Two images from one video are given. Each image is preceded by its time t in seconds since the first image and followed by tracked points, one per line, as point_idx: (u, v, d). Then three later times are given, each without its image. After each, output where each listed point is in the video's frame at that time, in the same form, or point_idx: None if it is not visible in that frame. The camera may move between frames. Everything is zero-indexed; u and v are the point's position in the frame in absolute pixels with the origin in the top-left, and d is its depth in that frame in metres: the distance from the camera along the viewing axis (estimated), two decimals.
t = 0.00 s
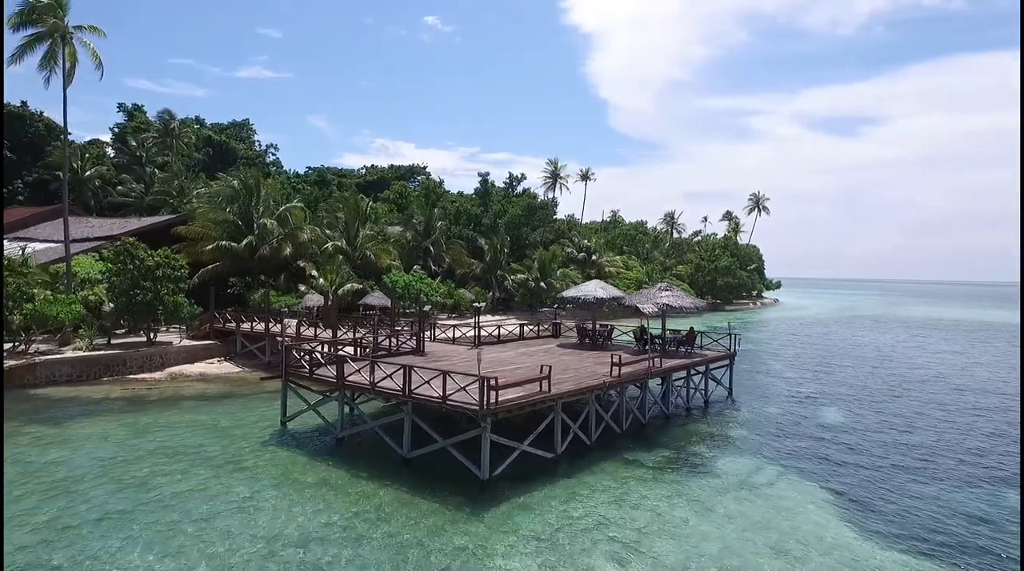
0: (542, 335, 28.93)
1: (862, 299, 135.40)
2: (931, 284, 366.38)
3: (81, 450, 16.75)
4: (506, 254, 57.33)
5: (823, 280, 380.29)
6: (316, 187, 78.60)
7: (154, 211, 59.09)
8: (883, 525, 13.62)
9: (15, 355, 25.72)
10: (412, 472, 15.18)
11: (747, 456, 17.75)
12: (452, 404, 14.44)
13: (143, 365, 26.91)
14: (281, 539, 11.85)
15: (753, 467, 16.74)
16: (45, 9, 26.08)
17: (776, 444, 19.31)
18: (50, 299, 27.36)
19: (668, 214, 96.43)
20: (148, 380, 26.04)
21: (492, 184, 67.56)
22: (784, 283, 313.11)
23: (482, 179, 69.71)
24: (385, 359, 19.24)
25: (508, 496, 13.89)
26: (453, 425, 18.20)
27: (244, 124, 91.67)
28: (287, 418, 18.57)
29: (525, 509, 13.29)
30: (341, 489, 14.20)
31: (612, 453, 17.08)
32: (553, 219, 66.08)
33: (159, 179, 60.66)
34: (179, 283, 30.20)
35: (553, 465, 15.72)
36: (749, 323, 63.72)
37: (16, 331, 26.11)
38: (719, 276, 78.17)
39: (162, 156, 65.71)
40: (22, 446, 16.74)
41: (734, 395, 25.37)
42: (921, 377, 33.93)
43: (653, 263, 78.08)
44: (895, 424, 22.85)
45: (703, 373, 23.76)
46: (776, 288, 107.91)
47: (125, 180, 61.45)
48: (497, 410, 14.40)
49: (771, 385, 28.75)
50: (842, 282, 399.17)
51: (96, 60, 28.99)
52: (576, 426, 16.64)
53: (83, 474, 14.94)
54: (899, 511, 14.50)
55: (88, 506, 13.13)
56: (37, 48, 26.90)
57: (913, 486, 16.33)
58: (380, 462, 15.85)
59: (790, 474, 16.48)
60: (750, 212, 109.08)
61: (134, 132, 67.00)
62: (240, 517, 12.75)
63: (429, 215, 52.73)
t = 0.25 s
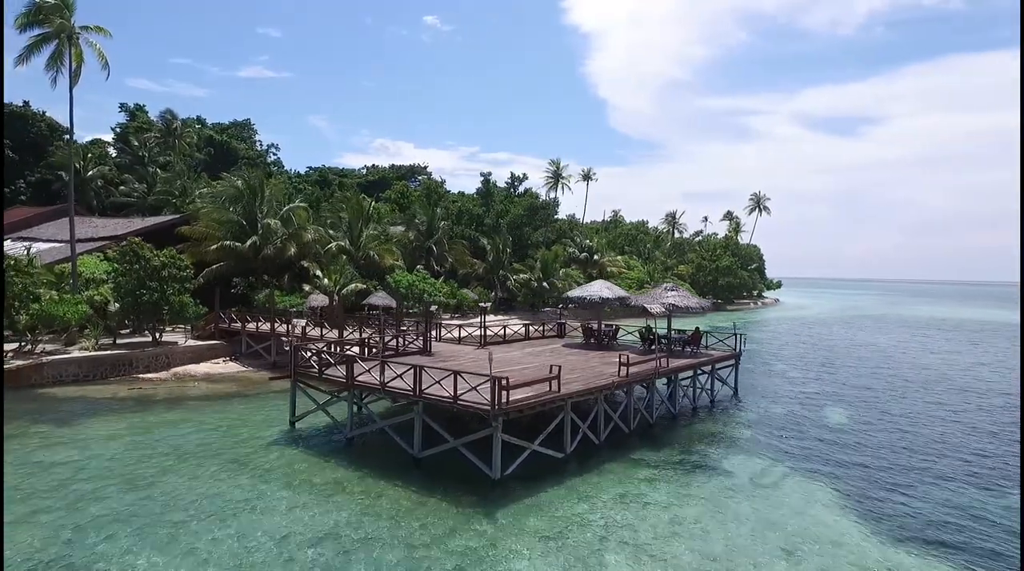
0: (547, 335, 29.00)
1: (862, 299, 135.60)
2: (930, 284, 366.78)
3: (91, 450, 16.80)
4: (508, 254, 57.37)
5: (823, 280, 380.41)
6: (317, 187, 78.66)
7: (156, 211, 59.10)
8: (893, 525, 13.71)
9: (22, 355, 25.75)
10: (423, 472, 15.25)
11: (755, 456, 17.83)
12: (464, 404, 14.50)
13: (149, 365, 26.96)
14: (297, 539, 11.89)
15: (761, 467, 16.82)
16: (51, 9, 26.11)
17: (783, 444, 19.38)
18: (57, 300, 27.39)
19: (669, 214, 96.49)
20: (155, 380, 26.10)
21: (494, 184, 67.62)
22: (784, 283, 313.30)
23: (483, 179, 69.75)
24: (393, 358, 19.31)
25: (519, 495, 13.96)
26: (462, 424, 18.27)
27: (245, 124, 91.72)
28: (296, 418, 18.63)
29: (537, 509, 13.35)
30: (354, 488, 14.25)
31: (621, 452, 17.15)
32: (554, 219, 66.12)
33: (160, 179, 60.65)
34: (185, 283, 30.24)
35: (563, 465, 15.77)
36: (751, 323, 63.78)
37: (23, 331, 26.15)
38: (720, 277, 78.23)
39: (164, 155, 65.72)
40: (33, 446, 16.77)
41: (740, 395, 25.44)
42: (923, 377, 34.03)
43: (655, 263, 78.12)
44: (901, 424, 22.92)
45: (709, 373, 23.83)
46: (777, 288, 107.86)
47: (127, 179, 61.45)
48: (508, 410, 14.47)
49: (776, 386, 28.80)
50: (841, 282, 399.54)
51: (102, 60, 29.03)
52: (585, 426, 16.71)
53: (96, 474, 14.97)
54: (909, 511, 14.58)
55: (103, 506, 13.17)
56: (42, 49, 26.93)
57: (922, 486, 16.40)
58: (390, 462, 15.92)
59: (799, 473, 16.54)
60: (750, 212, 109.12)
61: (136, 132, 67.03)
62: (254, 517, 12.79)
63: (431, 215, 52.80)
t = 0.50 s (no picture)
0: (553, 335, 29.06)
1: (862, 298, 135.74)
2: (930, 284, 367.00)
3: (104, 449, 16.84)
4: (512, 254, 57.39)
5: (823, 280, 380.40)
6: (320, 187, 78.71)
7: (159, 211, 59.11)
8: (906, 524, 13.79)
9: (30, 355, 25.80)
10: (436, 471, 15.31)
11: (765, 455, 17.89)
12: (478, 403, 14.57)
13: (157, 365, 27.03)
14: (314, 538, 11.94)
15: (771, 466, 16.89)
16: (59, 10, 26.18)
17: (793, 443, 19.44)
18: (65, 300, 27.44)
19: (671, 214, 96.50)
20: (163, 380, 26.18)
21: (496, 184, 67.66)
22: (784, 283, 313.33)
23: (486, 179, 69.76)
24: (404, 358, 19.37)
25: (533, 494, 14.03)
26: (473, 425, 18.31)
27: (247, 124, 91.77)
28: (306, 418, 18.69)
29: (552, 508, 13.40)
30: (368, 488, 14.30)
31: (632, 452, 17.22)
32: (557, 219, 66.14)
33: (163, 179, 60.62)
34: (192, 283, 30.30)
35: (575, 464, 15.82)
36: (753, 323, 63.80)
37: (31, 331, 26.20)
38: (722, 276, 78.28)
39: (166, 156, 65.72)
40: (45, 446, 16.80)
41: (747, 394, 25.49)
42: (928, 377, 34.10)
43: (657, 262, 78.15)
44: (909, 424, 22.97)
45: (717, 373, 23.89)
46: (778, 287, 107.74)
47: (129, 180, 61.45)
48: (522, 410, 14.54)
49: (782, 385, 28.83)
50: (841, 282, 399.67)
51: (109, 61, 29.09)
52: (596, 426, 16.77)
53: (110, 474, 15.01)
54: (920, 510, 14.65)
55: (120, 506, 13.21)
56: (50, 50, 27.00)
57: (933, 485, 16.45)
58: (403, 462, 15.98)
59: (810, 472, 16.62)
60: (752, 212, 109.10)
61: (139, 132, 67.05)
62: (271, 516, 12.85)
63: (435, 215, 52.86)
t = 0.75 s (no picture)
0: (559, 335, 29.09)
1: (862, 298, 135.94)
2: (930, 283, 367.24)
3: (115, 449, 16.87)
4: (515, 254, 57.40)
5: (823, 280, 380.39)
6: (321, 187, 78.70)
7: (162, 211, 59.11)
8: (919, 524, 13.80)
9: (38, 355, 25.83)
10: (448, 471, 15.33)
11: (775, 455, 17.91)
12: (490, 403, 14.62)
13: (164, 365, 27.06)
14: (329, 538, 11.97)
15: (782, 466, 16.91)
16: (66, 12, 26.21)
17: (802, 443, 19.45)
18: (72, 300, 27.50)
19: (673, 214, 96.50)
20: (170, 380, 26.22)
21: (499, 184, 67.67)
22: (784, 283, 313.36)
23: (488, 179, 69.80)
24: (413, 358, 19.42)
25: (546, 494, 14.06)
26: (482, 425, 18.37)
27: (248, 124, 91.82)
28: (316, 418, 18.72)
29: (565, 508, 13.43)
30: (381, 488, 14.33)
31: (642, 451, 17.25)
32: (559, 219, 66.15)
33: (166, 179, 60.63)
34: (199, 283, 30.33)
35: (586, 464, 15.85)
36: (756, 323, 63.84)
37: (38, 332, 26.23)
38: (724, 276, 78.34)
39: (169, 156, 65.70)
40: (56, 446, 16.82)
41: (753, 394, 25.51)
42: (932, 377, 34.20)
43: (659, 262, 78.16)
44: (916, 424, 22.98)
45: (723, 373, 23.92)
46: (780, 287, 107.70)
47: (132, 180, 61.42)
48: (534, 410, 14.58)
49: (788, 385, 28.84)
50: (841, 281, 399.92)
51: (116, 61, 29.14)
52: (607, 426, 16.79)
53: (122, 473, 15.03)
54: (932, 510, 14.67)
55: (133, 505, 13.22)
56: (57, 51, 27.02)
57: (943, 485, 16.47)
58: (414, 462, 16.01)
59: (821, 472, 16.66)
60: (753, 212, 109.09)
61: (141, 132, 67.05)
62: (285, 516, 12.88)
63: (438, 215, 52.89)
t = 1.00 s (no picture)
0: (565, 335, 29.10)
1: (862, 298, 136.06)
2: (929, 282, 367.53)
3: (127, 450, 16.87)
4: (517, 254, 57.38)
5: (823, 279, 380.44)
6: (323, 187, 78.67)
7: (164, 211, 59.02)
8: (934, 525, 13.80)
9: (45, 356, 25.82)
10: (461, 471, 15.34)
11: (786, 455, 17.93)
12: (504, 404, 14.65)
13: (171, 366, 27.07)
14: (346, 539, 11.99)
15: (794, 466, 16.92)
16: (73, 13, 26.20)
17: (812, 443, 19.46)
18: (79, 301, 27.49)
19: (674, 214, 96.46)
20: (177, 380, 26.20)
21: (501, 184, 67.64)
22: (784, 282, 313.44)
23: (490, 179, 69.76)
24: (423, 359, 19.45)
25: (560, 494, 14.07)
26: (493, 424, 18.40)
27: (250, 124, 91.81)
28: (326, 419, 18.74)
29: (579, 509, 13.46)
30: (394, 488, 14.36)
31: (654, 451, 17.26)
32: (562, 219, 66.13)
33: (169, 180, 60.56)
34: (205, 284, 30.33)
35: (598, 464, 15.87)
36: (758, 323, 63.88)
37: (45, 333, 26.21)
38: (725, 276, 78.36)
39: (171, 156, 65.62)
40: (68, 448, 16.82)
41: (761, 394, 25.52)
42: (936, 376, 34.26)
43: (660, 262, 78.17)
44: (924, 423, 22.98)
45: (731, 373, 23.94)
46: (781, 286, 107.73)
47: (135, 180, 61.34)
48: (547, 409, 14.59)
49: (795, 385, 28.83)
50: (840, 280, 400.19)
51: (123, 62, 29.14)
52: (618, 425, 16.80)
53: (135, 475, 15.04)
54: (946, 510, 14.67)
55: (149, 506, 13.24)
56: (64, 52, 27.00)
57: (956, 485, 16.47)
58: (427, 462, 16.02)
59: (833, 472, 16.70)
60: (754, 211, 109.08)
61: (143, 133, 67.00)
62: (301, 517, 12.90)
63: (441, 215, 52.88)
